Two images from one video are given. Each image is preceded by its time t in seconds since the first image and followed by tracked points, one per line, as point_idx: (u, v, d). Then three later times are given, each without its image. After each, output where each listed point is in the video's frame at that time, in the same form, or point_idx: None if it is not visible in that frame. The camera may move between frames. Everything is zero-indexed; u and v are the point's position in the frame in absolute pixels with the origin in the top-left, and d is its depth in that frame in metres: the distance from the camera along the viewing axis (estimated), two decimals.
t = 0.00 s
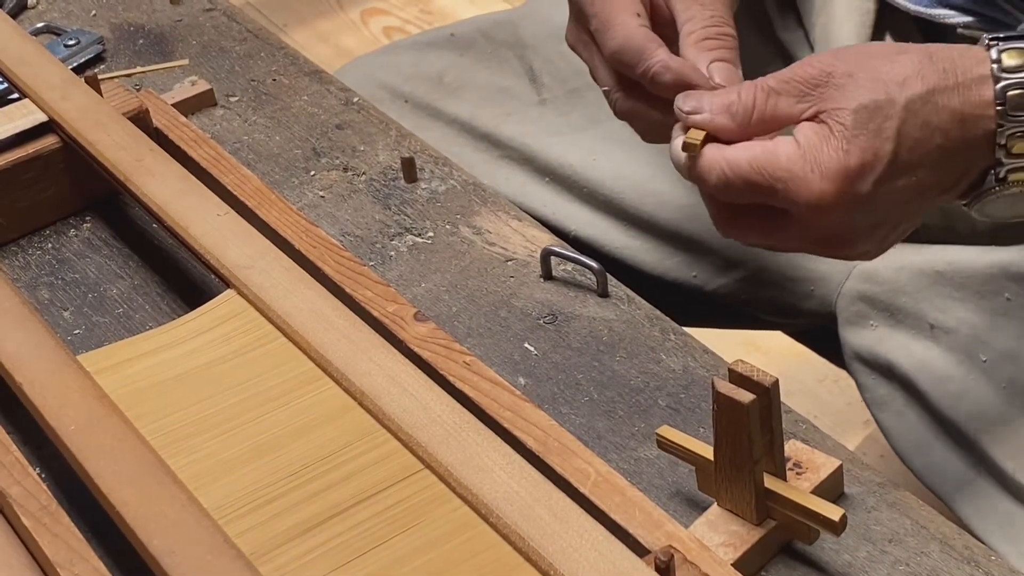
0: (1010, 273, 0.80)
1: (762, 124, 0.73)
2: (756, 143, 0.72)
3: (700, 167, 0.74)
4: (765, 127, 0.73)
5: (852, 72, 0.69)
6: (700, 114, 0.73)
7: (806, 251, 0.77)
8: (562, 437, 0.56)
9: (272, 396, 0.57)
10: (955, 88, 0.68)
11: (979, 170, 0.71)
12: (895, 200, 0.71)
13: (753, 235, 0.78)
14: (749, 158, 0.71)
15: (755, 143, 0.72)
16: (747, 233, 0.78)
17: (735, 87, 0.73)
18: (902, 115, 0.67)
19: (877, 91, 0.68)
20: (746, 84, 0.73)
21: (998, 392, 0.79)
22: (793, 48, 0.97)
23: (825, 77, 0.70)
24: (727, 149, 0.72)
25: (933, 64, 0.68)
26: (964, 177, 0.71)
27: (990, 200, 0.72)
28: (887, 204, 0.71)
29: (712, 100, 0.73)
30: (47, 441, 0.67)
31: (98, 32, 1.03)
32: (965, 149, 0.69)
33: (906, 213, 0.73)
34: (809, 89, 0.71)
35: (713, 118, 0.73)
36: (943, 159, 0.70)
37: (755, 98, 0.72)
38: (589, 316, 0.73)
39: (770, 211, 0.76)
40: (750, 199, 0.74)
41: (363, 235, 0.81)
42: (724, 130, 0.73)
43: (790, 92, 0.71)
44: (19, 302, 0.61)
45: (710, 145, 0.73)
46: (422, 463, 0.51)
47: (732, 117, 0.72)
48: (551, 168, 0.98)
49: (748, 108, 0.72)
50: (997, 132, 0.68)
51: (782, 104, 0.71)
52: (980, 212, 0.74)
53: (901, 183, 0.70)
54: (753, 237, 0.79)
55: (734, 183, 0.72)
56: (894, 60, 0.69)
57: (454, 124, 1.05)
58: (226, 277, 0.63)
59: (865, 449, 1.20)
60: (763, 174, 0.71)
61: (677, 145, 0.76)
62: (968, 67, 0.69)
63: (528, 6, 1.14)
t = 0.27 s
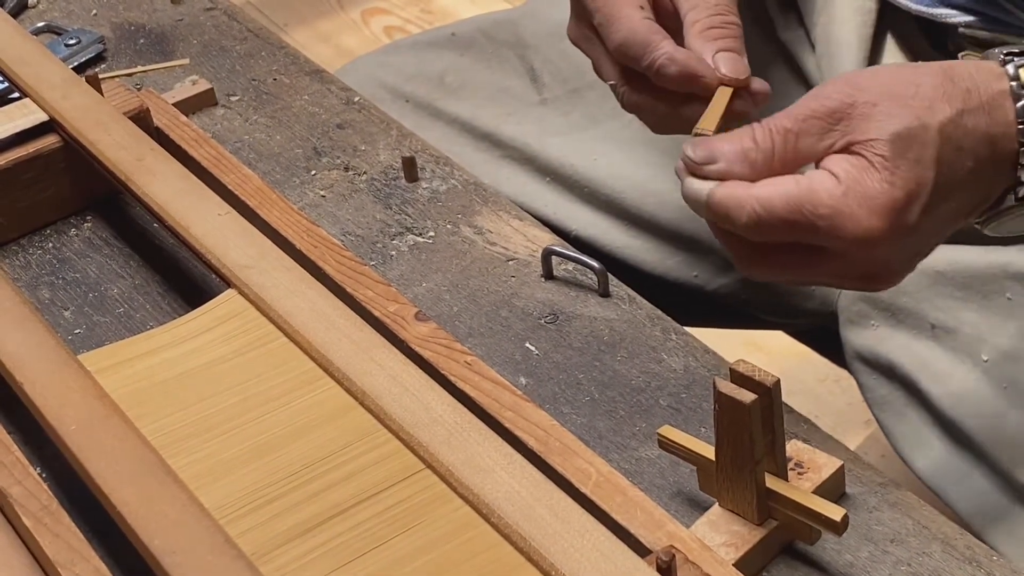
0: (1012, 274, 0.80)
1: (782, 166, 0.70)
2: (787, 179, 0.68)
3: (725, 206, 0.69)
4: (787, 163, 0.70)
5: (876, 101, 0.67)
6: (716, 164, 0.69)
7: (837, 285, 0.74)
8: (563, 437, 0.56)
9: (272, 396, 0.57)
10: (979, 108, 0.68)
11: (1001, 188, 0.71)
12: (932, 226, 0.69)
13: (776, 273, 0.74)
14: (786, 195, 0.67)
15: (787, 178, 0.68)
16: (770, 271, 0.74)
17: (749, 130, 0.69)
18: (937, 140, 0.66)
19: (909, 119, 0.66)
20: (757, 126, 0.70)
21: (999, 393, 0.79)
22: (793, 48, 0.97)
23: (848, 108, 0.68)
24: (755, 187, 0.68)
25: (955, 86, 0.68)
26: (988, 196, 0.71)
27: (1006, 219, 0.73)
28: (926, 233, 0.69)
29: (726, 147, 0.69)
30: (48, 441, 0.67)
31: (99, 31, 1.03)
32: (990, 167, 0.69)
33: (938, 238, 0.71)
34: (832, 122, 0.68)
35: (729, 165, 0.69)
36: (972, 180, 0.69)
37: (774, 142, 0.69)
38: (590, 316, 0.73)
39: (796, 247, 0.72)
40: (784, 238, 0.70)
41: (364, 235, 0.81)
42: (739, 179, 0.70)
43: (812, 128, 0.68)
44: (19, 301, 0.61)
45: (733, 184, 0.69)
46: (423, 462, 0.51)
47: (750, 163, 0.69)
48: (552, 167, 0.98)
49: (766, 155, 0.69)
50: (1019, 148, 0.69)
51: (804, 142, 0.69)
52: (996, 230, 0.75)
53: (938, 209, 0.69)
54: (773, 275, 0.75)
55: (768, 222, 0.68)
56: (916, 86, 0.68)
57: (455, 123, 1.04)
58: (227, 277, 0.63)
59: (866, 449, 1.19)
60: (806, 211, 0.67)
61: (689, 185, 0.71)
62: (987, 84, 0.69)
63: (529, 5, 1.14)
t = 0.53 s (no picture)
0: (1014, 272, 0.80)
1: (810, 104, 0.73)
2: (801, 146, 0.74)
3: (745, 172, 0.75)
4: (817, 108, 0.74)
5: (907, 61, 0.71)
6: (750, 83, 0.73)
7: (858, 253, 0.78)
8: (565, 436, 0.56)
9: (273, 395, 0.56)
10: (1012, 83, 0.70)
11: None
12: (948, 195, 0.73)
13: (798, 245, 0.79)
14: (797, 161, 0.73)
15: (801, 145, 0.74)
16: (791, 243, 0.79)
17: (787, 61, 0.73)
18: (956, 107, 0.70)
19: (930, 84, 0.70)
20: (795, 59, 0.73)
21: (1002, 392, 0.78)
22: (795, 47, 0.97)
23: (881, 63, 0.71)
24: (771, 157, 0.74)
25: (990, 58, 0.70)
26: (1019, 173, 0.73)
27: None
28: (941, 200, 0.73)
29: (762, 74, 0.73)
30: (49, 440, 0.67)
31: (100, 30, 1.03)
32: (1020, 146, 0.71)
33: (959, 208, 0.74)
34: (864, 75, 0.72)
35: (759, 90, 0.72)
36: (998, 153, 0.72)
37: (808, 75, 0.72)
38: (591, 315, 0.73)
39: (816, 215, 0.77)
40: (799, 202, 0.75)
41: (366, 234, 0.81)
42: (769, 103, 0.73)
43: (845, 75, 0.72)
44: (20, 299, 0.61)
45: (751, 158, 0.75)
46: (425, 461, 0.51)
47: (782, 92, 0.72)
48: (553, 166, 0.98)
49: (797, 84, 0.72)
50: None
51: (834, 87, 0.72)
52: None
53: (953, 178, 0.72)
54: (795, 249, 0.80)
55: (781, 186, 0.74)
56: (952, 53, 0.71)
57: (456, 122, 1.04)
58: (229, 275, 0.63)
59: (867, 448, 1.19)
60: (814, 171, 0.72)
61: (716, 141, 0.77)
62: None
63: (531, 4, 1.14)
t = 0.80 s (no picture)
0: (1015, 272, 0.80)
1: (799, 124, 0.72)
2: (797, 141, 0.72)
3: (743, 168, 0.73)
4: (804, 126, 0.73)
5: (891, 67, 0.71)
6: (740, 114, 0.72)
7: (858, 251, 0.77)
8: (566, 434, 0.56)
9: (273, 394, 0.57)
10: (993, 81, 0.71)
11: None
12: (941, 192, 0.72)
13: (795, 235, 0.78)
14: (795, 154, 0.71)
15: (796, 141, 0.72)
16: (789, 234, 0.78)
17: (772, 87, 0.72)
18: (946, 105, 0.69)
19: (919, 86, 0.70)
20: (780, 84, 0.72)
21: (1002, 390, 0.79)
22: (796, 47, 0.97)
23: (866, 73, 0.71)
24: (769, 147, 0.71)
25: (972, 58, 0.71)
26: (1008, 167, 0.74)
27: None
28: (934, 198, 0.73)
29: (750, 100, 0.71)
30: (51, 438, 0.67)
31: (101, 29, 1.03)
32: (1007, 141, 0.72)
33: (951, 205, 0.74)
34: (849, 85, 0.71)
35: (751, 116, 0.71)
36: (987, 151, 0.72)
37: (794, 97, 0.71)
38: (592, 313, 0.73)
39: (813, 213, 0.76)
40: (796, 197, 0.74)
41: (367, 233, 0.81)
42: (759, 130, 0.72)
43: (829, 89, 0.72)
44: (22, 298, 0.61)
45: (751, 146, 0.73)
46: (426, 459, 0.51)
47: (770, 117, 0.71)
48: (555, 165, 0.98)
49: (786, 105, 0.71)
50: None
51: (821, 104, 0.72)
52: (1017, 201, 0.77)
53: (944, 176, 0.72)
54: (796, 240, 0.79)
55: (780, 183, 0.72)
56: (934, 56, 0.71)
57: (456, 121, 1.04)
58: (230, 274, 0.63)
59: (869, 447, 1.19)
60: (811, 170, 0.71)
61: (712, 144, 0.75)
62: (1006, 60, 0.72)
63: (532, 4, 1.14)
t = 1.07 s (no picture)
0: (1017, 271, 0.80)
1: (815, 146, 0.71)
2: (812, 168, 0.72)
3: (758, 195, 0.73)
4: (820, 149, 0.71)
5: (905, 88, 0.70)
6: (753, 142, 0.71)
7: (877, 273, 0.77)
8: (569, 432, 0.56)
9: (276, 392, 0.57)
10: (1009, 96, 0.69)
11: None
12: (959, 211, 0.72)
13: (814, 263, 0.78)
14: (810, 180, 0.71)
15: (811, 167, 0.72)
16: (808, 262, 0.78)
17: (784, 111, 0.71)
18: (962, 126, 0.69)
19: (934, 107, 0.69)
20: (792, 107, 0.72)
21: (1004, 388, 0.78)
22: (798, 45, 0.97)
23: (880, 94, 0.70)
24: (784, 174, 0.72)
25: (987, 75, 0.70)
26: None
27: None
28: (953, 218, 0.72)
29: (763, 126, 0.71)
30: (54, 436, 0.67)
31: (103, 27, 1.03)
32: None
33: (971, 223, 0.73)
34: (863, 106, 0.71)
35: (765, 143, 0.71)
36: (1005, 168, 0.71)
37: (807, 121, 0.70)
38: (595, 312, 0.73)
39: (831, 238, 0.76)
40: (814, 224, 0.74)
41: (369, 231, 0.81)
42: (775, 155, 0.71)
43: (844, 112, 0.71)
44: (24, 296, 0.61)
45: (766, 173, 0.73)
46: (429, 457, 0.51)
47: (785, 143, 0.71)
48: (557, 164, 0.98)
49: (799, 129, 0.70)
50: None
51: (836, 126, 0.71)
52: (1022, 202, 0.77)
53: (963, 195, 0.71)
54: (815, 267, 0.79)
55: (796, 209, 0.72)
56: (948, 75, 0.70)
57: (458, 120, 1.04)
58: (233, 272, 0.63)
59: (870, 445, 1.19)
60: (828, 198, 0.71)
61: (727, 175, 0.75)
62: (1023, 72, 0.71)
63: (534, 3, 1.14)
